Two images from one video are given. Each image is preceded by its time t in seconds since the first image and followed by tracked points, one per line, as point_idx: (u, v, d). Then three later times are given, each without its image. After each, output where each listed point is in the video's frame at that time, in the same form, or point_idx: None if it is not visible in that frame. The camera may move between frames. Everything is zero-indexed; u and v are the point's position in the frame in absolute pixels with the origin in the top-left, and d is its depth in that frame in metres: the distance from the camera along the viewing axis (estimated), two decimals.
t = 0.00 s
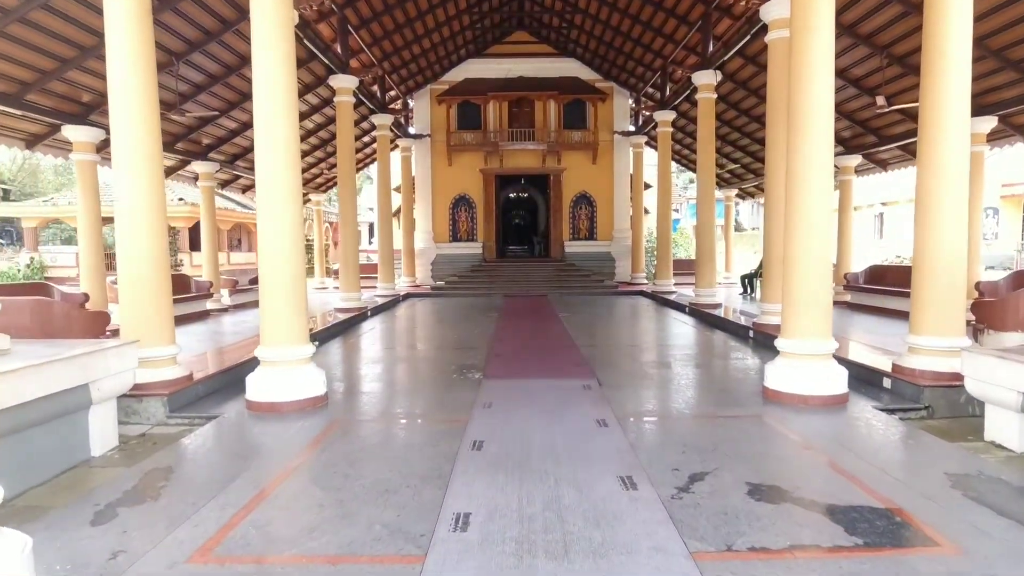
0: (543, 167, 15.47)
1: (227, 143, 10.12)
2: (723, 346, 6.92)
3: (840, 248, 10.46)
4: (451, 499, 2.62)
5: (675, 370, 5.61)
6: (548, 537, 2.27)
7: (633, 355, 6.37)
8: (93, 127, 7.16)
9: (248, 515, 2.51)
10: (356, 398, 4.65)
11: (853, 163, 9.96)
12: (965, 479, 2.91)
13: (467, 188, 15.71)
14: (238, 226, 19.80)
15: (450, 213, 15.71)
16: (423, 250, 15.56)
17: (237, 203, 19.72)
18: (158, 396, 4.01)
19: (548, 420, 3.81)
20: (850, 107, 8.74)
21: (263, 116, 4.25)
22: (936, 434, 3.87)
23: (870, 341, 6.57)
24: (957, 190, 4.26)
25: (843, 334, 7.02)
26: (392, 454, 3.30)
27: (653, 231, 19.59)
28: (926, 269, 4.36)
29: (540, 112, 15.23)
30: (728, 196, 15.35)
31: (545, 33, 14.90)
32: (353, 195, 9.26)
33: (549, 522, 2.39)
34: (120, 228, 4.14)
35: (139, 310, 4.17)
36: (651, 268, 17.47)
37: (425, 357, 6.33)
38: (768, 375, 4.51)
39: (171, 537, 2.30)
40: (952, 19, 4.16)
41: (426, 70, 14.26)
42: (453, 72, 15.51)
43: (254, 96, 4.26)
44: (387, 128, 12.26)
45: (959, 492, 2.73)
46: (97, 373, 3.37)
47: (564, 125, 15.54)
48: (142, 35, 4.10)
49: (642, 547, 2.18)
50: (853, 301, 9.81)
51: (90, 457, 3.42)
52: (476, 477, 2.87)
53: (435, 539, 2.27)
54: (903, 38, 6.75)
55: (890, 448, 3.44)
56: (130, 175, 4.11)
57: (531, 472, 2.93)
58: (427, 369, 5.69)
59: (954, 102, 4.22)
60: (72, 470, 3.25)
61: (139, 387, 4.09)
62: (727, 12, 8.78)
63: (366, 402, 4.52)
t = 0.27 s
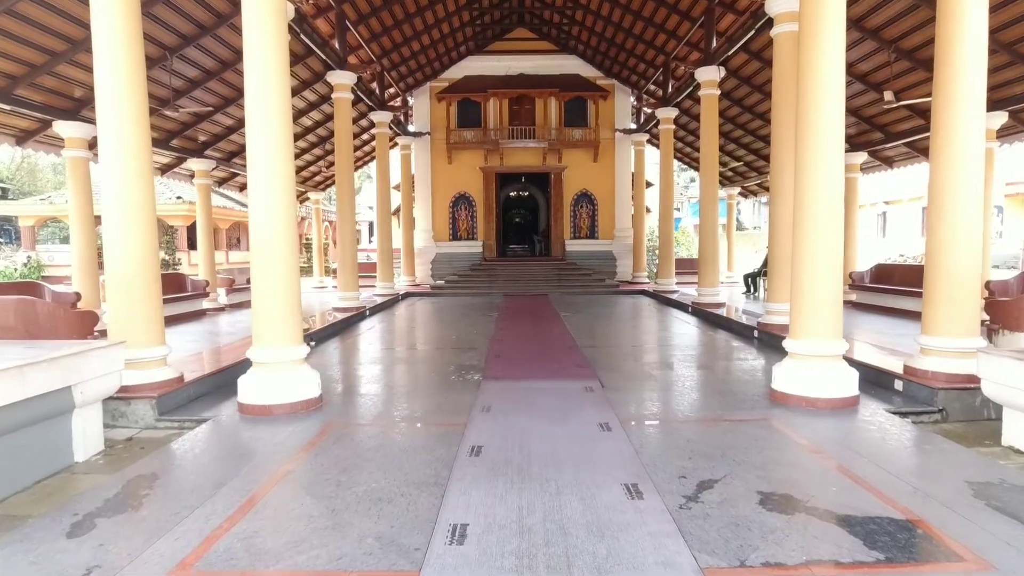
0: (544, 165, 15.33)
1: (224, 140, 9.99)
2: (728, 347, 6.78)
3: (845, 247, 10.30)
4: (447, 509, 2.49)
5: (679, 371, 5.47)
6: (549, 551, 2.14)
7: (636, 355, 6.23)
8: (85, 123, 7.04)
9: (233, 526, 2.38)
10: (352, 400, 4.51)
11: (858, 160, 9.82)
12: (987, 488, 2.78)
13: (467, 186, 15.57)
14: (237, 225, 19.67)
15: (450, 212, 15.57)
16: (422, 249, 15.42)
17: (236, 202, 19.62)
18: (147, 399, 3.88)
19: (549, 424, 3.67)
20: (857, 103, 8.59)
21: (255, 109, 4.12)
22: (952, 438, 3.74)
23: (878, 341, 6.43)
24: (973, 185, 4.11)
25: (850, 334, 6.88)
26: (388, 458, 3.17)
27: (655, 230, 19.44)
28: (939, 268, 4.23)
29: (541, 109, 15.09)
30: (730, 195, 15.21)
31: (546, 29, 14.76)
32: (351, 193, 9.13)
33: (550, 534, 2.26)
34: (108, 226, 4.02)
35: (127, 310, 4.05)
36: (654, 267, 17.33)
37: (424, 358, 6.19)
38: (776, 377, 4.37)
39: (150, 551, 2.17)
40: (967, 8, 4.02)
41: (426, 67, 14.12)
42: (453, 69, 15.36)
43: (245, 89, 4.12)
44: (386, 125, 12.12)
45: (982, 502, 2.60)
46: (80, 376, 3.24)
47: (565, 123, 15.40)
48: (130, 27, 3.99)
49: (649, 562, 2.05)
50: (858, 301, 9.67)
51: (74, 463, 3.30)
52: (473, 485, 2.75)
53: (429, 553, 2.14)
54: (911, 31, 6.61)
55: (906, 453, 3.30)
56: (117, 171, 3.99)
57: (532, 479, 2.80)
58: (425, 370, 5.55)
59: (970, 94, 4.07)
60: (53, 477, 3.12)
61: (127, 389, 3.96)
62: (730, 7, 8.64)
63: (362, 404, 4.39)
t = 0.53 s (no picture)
0: (545, 163, 15.18)
1: (220, 137, 9.85)
2: (734, 348, 6.63)
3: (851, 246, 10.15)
4: (447, 523, 2.36)
5: (685, 373, 5.33)
6: (554, 570, 2.00)
7: (641, 356, 6.09)
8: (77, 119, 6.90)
9: (219, 541, 2.24)
10: (349, 403, 4.37)
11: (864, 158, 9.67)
12: (1015, 499, 2.64)
13: (467, 185, 15.43)
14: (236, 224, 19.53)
15: (450, 210, 15.43)
16: (422, 248, 15.27)
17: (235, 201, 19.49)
18: (136, 402, 3.74)
19: (553, 429, 3.54)
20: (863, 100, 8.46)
21: (247, 102, 3.97)
22: (971, 444, 3.60)
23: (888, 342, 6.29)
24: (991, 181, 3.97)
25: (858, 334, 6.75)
26: (384, 465, 3.03)
27: (656, 229, 19.29)
28: (956, 267, 4.09)
29: (542, 107, 14.93)
30: (733, 194, 15.07)
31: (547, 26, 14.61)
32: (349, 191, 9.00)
33: (555, 551, 2.13)
34: (94, 223, 3.87)
35: (115, 310, 3.90)
36: (655, 267, 17.19)
37: (423, 359, 6.05)
38: (786, 380, 4.22)
39: (130, 569, 2.04)
40: None
41: (426, 63, 13.98)
42: (453, 66, 15.21)
43: (237, 82, 3.97)
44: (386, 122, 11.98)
45: (1012, 516, 2.46)
46: (64, 380, 3.10)
47: (566, 121, 15.24)
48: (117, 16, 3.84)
49: None
50: (864, 301, 9.53)
51: (57, 471, 3.15)
52: (475, 496, 2.61)
53: (427, 572, 2.01)
54: (921, 25, 6.47)
55: (926, 461, 3.17)
56: (103, 166, 3.85)
57: (536, 489, 2.67)
58: (424, 372, 5.41)
59: (989, 86, 3.93)
60: (34, 486, 2.98)
61: (114, 393, 3.82)
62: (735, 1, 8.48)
63: (359, 407, 4.25)
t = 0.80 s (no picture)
0: (546, 164, 15.04)
1: (218, 138, 9.72)
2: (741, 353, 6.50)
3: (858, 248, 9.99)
4: (448, 545, 2.22)
5: (692, 379, 5.19)
6: None
7: (646, 362, 5.95)
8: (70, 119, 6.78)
9: (204, 567, 2.10)
10: (346, 411, 4.23)
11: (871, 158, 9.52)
12: None
13: (468, 186, 15.29)
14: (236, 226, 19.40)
15: (450, 212, 15.30)
16: (423, 250, 15.13)
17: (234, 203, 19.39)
18: (124, 413, 3.59)
19: (559, 441, 3.39)
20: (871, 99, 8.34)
21: (241, 99, 3.82)
22: (995, 456, 3.45)
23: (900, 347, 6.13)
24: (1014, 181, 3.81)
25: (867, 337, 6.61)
26: (383, 480, 2.89)
27: (659, 230, 19.15)
28: (976, 271, 3.94)
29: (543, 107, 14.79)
30: (736, 194, 14.92)
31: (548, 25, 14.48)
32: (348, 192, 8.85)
33: None
34: (82, 225, 3.73)
35: (103, 316, 3.76)
36: (658, 268, 17.03)
37: (424, 365, 5.91)
38: (800, 388, 4.07)
39: None
40: None
41: (426, 63, 13.85)
42: (453, 66, 15.08)
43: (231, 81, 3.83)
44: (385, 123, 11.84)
45: None
46: (46, 391, 2.95)
47: (568, 121, 15.10)
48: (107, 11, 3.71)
49: None
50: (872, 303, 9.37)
51: (39, 487, 3.01)
52: (476, 514, 2.47)
53: None
54: (932, 21, 6.33)
55: (951, 475, 3.02)
56: (91, 166, 3.71)
57: (541, 507, 2.52)
58: (425, 379, 5.27)
59: (1011, 83, 3.77)
60: (14, 502, 2.83)
61: (103, 403, 3.67)
62: None
63: (358, 416, 4.11)
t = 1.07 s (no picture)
0: (547, 163, 14.91)
1: (214, 137, 9.59)
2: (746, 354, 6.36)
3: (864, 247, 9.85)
4: (446, 564, 2.09)
5: (698, 382, 5.05)
6: None
7: (650, 364, 5.81)
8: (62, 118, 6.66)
9: None
10: (342, 416, 4.09)
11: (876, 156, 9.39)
12: None
13: (468, 186, 15.15)
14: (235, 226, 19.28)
15: (450, 211, 15.16)
16: (423, 250, 15.00)
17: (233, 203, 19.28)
18: (111, 420, 3.46)
19: (562, 449, 3.25)
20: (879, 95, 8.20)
21: (231, 93, 3.67)
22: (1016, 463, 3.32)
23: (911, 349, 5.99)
24: None
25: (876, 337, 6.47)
26: (378, 491, 2.76)
27: (661, 230, 19.00)
28: (993, 270, 3.80)
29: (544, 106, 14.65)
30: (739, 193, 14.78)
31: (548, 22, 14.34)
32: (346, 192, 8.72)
33: None
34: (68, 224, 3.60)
35: (90, 318, 3.63)
36: (660, 268, 16.88)
37: (424, 368, 5.77)
38: (812, 392, 3.93)
39: None
40: None
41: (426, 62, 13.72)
42: (453, 65, 14.94)
43: (222, 74, 3.68)
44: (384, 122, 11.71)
45: None
46: (24, 399, 2.81)
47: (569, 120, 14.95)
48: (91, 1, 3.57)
49: None
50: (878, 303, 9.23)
51: (19, 499, 2.87)
52: (476, 529, 2.34)
53: None
54: (942, 14, 6.20)
55: (973, 483, 2.88)
56: (77, 162, 3.58)
57: (545, 522, 2.39)
58: (424, 382, 5.13)
59: None
60: None
61: (89, 409, 3.53)
62: None
63: (355, 421, 3.98)
